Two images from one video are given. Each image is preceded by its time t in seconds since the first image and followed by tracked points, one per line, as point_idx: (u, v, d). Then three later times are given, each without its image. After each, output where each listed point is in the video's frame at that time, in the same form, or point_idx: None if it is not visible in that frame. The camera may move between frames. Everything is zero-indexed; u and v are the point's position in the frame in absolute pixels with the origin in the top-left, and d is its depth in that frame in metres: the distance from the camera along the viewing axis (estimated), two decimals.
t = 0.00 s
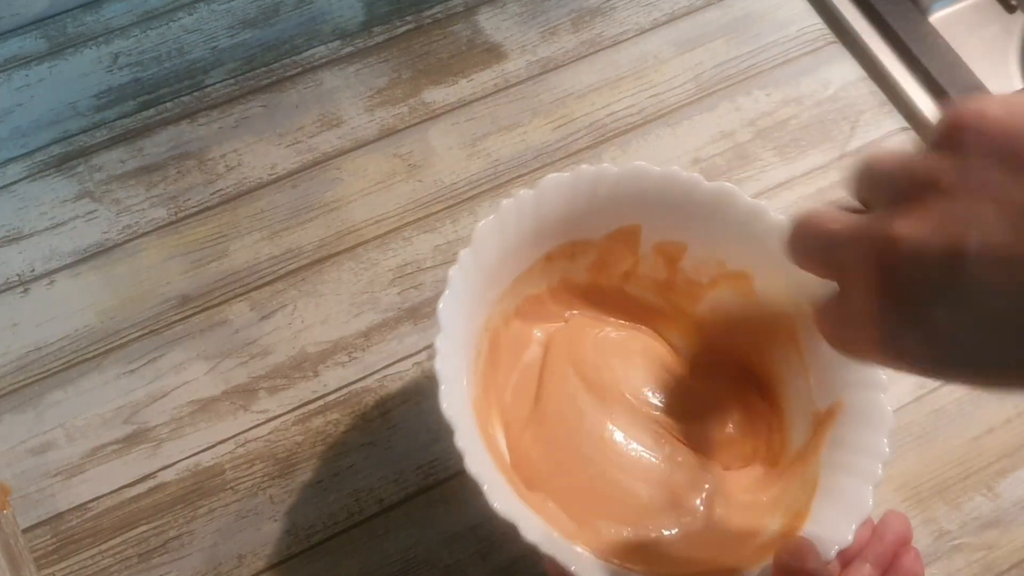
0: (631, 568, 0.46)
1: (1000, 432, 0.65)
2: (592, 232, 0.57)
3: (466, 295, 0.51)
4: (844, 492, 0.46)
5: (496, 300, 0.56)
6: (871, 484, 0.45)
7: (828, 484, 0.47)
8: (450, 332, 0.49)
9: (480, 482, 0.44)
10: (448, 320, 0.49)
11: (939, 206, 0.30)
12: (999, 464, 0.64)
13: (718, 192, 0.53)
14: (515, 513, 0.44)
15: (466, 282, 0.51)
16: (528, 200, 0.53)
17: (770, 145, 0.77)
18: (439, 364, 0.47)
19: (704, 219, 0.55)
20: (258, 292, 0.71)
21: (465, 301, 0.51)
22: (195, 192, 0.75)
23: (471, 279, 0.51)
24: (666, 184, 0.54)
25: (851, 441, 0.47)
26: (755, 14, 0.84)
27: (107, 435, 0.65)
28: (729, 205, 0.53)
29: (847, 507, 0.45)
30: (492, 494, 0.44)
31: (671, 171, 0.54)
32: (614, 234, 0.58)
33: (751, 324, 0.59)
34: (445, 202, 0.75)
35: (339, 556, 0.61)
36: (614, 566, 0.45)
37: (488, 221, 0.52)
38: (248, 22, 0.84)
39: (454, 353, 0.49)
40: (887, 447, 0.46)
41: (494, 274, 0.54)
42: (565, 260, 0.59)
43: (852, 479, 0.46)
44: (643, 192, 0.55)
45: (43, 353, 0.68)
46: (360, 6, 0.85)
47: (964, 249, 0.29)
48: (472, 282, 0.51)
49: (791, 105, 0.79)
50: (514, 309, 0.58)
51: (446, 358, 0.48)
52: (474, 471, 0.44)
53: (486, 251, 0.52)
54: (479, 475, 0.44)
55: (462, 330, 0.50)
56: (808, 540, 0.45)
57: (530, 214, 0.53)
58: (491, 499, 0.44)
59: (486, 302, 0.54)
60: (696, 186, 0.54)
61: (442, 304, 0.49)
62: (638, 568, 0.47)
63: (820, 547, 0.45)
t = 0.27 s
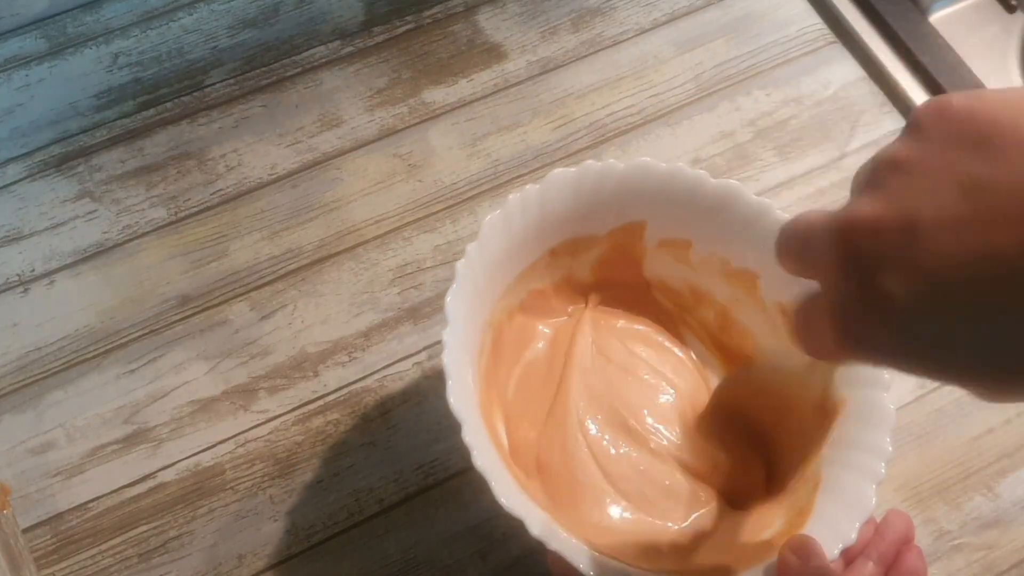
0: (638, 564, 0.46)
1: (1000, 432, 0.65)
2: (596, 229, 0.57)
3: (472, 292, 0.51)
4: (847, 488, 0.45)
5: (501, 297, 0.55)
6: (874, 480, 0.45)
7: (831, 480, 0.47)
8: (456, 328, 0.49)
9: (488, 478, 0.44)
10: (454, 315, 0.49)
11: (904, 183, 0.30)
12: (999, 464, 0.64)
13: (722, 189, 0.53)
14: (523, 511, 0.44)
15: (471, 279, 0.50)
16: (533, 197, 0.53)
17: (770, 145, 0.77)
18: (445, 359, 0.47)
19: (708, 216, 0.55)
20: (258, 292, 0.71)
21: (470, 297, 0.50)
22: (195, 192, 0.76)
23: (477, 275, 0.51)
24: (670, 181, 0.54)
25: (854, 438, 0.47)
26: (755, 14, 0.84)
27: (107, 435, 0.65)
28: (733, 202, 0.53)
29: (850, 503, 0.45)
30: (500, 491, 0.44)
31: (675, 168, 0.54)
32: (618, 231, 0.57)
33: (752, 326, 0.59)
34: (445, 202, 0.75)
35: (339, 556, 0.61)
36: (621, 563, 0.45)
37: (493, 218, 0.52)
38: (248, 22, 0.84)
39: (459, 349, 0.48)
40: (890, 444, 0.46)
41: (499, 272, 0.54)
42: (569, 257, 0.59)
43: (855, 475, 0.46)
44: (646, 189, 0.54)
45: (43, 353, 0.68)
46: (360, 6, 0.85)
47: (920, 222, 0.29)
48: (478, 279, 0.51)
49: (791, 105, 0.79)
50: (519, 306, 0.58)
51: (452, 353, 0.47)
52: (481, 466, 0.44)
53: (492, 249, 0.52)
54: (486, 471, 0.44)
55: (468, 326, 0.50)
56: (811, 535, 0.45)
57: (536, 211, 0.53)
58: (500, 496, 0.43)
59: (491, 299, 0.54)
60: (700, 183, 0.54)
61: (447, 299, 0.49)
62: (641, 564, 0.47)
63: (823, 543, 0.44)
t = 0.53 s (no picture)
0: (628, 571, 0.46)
1: (1000, 432, 0.65)
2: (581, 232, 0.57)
3: (456, 302, 0.51)
4: (840, 485, 0.46)
5: (488, 306, 0.56)
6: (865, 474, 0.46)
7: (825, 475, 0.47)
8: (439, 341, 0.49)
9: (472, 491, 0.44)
10: (437, 328, 0.49)
11: (920, 210, 0.31)
12: (999, 464, 0.64)
13: (703, 189, 0.53)
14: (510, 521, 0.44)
15: (455, 289, 0.51)
16: (515, 205, 0.53)
17: (770, 145, 0.77)
18: (429, 375, 0.47)
19: (691, 217, 0.55)
20: (258, 292, 0.71)
21: (454, 308, 0.51)
22: (195, 192, 0.76)
23: (461, 286, 0.52)
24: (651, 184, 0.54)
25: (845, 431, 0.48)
26: (755, 14, 0.84)
27: (107, 435, 0.65)
28: (714, 202, 0.54)
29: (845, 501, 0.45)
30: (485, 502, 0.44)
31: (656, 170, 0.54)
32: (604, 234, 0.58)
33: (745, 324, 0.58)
34: (445, 202, 0.75)
35: (339, 556, 0.61)
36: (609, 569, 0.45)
37: (474, 229, 0.52)
38: (248, 22, 0.84)
39: (444, 361, 0.49)
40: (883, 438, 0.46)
41: (485, 281, 0.54)
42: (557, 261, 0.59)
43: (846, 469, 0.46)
44: (629, 193, 0.55)
45: (43, 353, 0.68)
46: (360, 6, 0.85)
47: (942, 248, 0.30)
48: (462, 289, 0.51)
49: (791, 105, 0.79)
50: (509, 314, 0.59)
51: (436, 367, 0.48)
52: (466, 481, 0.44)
53: (473, 259, 0.52)
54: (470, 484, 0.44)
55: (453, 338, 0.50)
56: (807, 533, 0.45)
57: (517, 219, 0.53)
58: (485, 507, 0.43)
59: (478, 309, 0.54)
60: (680, 184, 0.54)
61: (430, 312, 0.49)
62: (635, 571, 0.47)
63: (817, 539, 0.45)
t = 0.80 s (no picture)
0: None
1: (1000, 432, 0.65)
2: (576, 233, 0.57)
3: (449, 308, 0.51)
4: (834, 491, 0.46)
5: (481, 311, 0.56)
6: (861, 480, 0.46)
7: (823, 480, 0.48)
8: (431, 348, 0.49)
9: (461, 500, 0.44)
10: (429, 336, 0.49)
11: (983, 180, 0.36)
12: (999, 464, 0.64)
13: (696, 191, 0.53)
14: (499, 530, 0.44)
15: (447, 295, 0.51)
16: (507, 210, 0.53)
17: (771, 145, 0.77)
18: (418, 385, 0.47)
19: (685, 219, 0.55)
20: (258, 292, 0.71)
21: (447, 315, 0.51)
22: (195, 192, 0.76)
23: (453, 292, 0.52)
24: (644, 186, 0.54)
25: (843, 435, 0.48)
26: (755, 14, 0.84)
27: (107, 435, 0.65)
28: (707, 203, 0.53)
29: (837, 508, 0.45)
30: (475, 512, 0.44)
31: (648, 173, 0.54)
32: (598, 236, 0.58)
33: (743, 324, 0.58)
34: (445, 202, 0.75)
35: (339, 556, 0.61)
36: None
37: (466, 235, 0.52)
38: (248, 22, 0.84)
39: (434, 369, 0.49)
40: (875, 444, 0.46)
41: (478, 285, 0.54)
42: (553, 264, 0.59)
43: (843, 474, 0.46)
44: (621, 196, 0.55)
45: (43, 353, 0.68)
46: (360, 6, 0.85)
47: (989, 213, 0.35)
48: (454, 295, 0.52)
49: (791, 105, 0.79)
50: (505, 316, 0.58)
51: (425, 376, 0.48)
52: (454, 490, 0.44)
53: (466, 265, 0.52)
54: (458, 494, 0.44)
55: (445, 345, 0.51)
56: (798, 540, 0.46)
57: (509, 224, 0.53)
58: (474, 517, 0.44)
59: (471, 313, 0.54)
60: (673, 186, 0.54)
61: (423, 318, 0.49)
62: None
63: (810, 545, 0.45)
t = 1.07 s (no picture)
0: None
1: (1000, 432, 0.65)
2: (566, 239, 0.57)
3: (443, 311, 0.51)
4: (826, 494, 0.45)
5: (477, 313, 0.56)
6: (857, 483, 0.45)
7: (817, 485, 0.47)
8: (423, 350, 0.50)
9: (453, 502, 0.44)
10: (421, 339, 0.50)
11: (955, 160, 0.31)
12: (999, 464, 0.64)
13: (691, 196, 0.53)
14: (490, 531, 0.44)
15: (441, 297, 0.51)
16: (502, 214, 0.53)
17: (770, 145, 0.77)
18: (411, 385, 0.48)
19: (680, 223, 0.55)
20: (258, 292, 0.71)
21: (440, 318, 0.51)
22: (195, 192, 0.75)
23: (448, 295, 0.52)
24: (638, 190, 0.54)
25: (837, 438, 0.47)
26: (755, 14, 0.84)
27: (107, 435, 0.65)
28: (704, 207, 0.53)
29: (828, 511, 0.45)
30: (465, 512, 0.44)
31: (644, 177, 0.54)
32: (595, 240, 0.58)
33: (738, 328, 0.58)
34: (445, 202, 0.75)
35: (339, 556, 0.61)
36: None
37: (462, 236, 0.52)
38: (248, 22, 0.84)
39: (427, 371, 0.49)
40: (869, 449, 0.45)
41: (473, 288, 0.54)
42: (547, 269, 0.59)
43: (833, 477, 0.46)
44: (616, 200, 0.55)
45: (43, 353, 0.68)
46: (360, 6, 0.85)
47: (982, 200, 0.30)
48: (448, 298, 0.52)
49: (791, 105, 0.79)
50: (500, 318, 0.59)
51: (418, 377, 0.48)
52: (446, 492, 0.44)
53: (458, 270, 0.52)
54: (450, 495, 0.44)
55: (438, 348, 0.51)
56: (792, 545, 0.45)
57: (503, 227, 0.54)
58: (466, 518, 0.44)
59: (466, 316, 0.55)
60: (668, 190, 0.54)
61: (417, 320, 0.50)
62: None
63: (806, 549, 0.45)
